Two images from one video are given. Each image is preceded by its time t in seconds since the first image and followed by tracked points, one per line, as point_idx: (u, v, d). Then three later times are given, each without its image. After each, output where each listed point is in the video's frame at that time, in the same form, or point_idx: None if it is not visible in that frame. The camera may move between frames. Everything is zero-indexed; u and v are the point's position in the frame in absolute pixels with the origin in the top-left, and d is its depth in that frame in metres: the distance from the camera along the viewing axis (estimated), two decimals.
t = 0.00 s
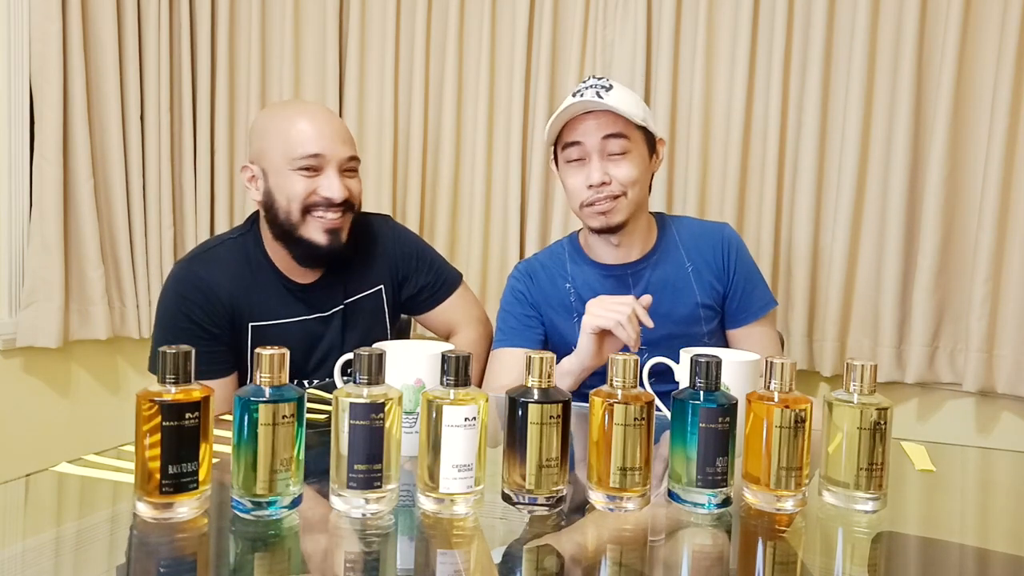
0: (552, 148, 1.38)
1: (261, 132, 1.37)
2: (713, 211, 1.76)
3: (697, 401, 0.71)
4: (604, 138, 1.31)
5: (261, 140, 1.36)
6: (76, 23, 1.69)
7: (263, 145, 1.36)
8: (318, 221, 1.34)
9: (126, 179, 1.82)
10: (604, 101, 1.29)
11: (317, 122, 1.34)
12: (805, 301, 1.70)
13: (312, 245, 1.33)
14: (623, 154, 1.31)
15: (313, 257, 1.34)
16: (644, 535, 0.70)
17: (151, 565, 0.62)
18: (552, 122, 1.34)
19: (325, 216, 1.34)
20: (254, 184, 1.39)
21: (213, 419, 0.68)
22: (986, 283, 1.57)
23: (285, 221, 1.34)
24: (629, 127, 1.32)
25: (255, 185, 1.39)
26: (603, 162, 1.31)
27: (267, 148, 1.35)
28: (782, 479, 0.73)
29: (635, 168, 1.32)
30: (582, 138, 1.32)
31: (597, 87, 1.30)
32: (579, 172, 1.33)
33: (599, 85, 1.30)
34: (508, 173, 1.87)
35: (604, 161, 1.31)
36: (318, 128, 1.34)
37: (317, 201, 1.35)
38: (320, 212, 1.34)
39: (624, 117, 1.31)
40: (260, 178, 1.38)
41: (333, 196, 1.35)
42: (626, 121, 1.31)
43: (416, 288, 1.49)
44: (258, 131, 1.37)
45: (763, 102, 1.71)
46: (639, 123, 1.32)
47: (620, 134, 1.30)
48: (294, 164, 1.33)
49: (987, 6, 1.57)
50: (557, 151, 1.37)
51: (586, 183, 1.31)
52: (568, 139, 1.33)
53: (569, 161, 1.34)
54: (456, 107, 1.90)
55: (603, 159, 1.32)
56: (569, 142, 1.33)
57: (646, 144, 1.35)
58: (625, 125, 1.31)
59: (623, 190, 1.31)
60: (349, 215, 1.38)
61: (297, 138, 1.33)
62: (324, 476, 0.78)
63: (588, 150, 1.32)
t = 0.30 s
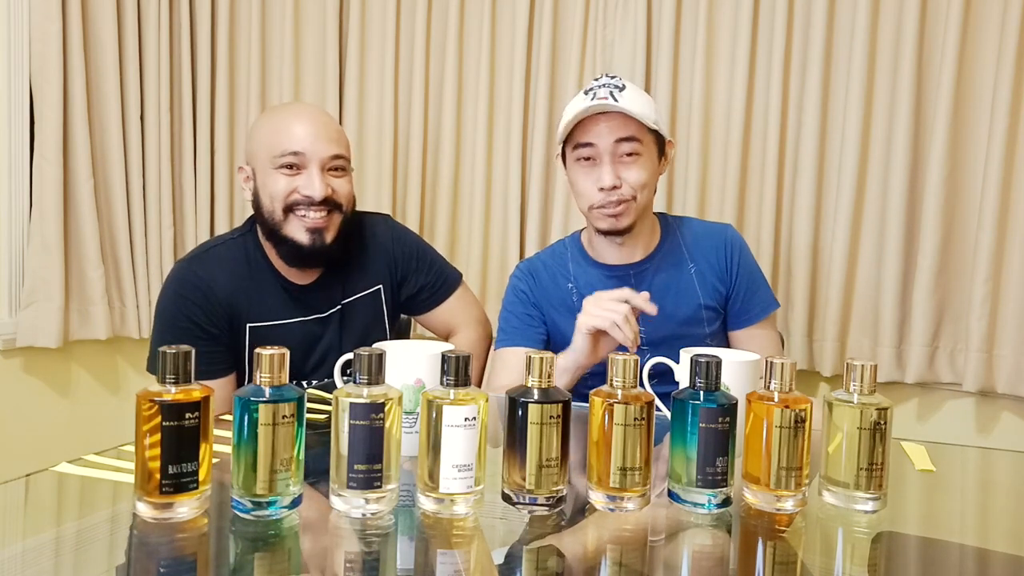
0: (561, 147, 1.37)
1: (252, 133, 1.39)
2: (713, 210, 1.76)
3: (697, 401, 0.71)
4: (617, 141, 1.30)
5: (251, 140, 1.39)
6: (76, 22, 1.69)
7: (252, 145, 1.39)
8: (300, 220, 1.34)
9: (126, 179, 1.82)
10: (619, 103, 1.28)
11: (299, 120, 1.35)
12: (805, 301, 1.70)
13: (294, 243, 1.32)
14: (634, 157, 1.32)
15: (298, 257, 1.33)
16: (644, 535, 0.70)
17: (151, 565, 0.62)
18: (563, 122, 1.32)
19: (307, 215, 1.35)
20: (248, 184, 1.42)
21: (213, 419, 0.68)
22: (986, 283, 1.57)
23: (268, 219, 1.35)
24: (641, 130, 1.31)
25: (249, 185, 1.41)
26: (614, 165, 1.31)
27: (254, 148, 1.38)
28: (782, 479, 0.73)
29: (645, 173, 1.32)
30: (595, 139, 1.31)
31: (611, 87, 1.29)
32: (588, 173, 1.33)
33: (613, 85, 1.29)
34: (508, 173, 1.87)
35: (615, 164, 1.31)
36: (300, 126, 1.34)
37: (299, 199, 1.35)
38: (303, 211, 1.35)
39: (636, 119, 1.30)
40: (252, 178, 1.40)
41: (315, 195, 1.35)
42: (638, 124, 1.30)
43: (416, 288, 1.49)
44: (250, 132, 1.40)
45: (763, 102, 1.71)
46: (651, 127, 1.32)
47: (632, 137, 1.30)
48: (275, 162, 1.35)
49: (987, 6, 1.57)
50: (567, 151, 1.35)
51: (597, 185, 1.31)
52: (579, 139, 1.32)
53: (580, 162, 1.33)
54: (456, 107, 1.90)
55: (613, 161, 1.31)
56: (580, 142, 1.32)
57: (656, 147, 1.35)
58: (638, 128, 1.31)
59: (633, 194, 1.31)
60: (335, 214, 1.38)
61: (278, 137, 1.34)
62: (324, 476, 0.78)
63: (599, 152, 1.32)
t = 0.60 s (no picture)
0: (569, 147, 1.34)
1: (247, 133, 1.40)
2: (713, 210, 1.76)
3: (697, 401, 0.71)
4: (631, 148, 1.29)
5: (246, 140, 1.40)
6: (76, 22, 1.69)
7: (247, 144, 1.39)
8: (293, 216, 1.34)
9: (126, 178, 1.82)
10: (635, 109, 1.27)
11: (291, 117, 1.35)
12: (805, 301, 1.70)
13: (286, 240, 1.31)
14: (647, 165, 1.30)
15: (292, 254, 1.32)
16: (644, 535, 0.70)
17: (151, 565, 0.62)
18: (576, 123, 1.30)
19: (300, 212, 1.35)
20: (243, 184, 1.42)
21: (213, 419, 0.68)
22: (986, 283, 1.57)
23: (261, 217, 1.35)
24: (655, 139, 1.30)
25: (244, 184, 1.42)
26: (626, 172, 1.30)
27: (249, 147, 1.38)
28: (782, 479, 0.73)
29: (654, 182, 1.31)
30: (608, 144, 1.29)
31: (627, 91, 1.29)
32: (599, 177, 1.31)
33: (629, 89, 1.29)
34: (508, 173, 1.87)
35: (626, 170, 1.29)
36: (293, 125, 1.34)
37: (291, 196, 1.35)
38: (295, 209, 1.35)
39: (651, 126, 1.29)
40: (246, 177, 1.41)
41: (307, 192, 1.35)
42: (653, 133, 1.30)
43: (412, 288, 1.49)
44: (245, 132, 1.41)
45: (763, 102, 1.71)
46: (664, 136, 1.31)
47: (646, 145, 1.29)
48: (268, 160, 1.35)
49: (987, 6, 1.57)
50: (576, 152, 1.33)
51: (608, 191, 1.30)
52: (592, 141, 1.30)
53: (590, 165, 1.31)
54: (456, 107, 1.90)
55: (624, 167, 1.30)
56: (593, 145, 1.30)
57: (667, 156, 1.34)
58: (653, 136, 1.30)
59: (642, 203, 1.29)
60: (327, 212, 1.37)
61: (271, 135, 1.35)
62: (324, 476, 0.78)
63: (611, 157, 1.30)
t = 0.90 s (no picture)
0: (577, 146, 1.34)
1: (243, 133, 1.40)
2: (713, 210, 1.76)
3: (697, 401, 0.71)
4: (641, 146, 1.29)
5: (242, 139, 1.40)
6: (76, 22, 1.69)
7: (242, 144, 1.39)
8: (288, 217, 1.34)
9: (126, 178, 1.82)
10: (645, 107, 1.27)
11: (286, 117, 1.35)
12: (805, 301, 1.70)
13: (280, 240, 1.31)
14: (656, 163, 1.31)
15: (287, 254, 1.31)
16: (644, 535, 0.70)
17: (151, 565, 0.62)
18: (586, 122, 1.30)
19: (295, 211, 1.35)
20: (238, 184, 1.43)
21: (213, 419, 0.68)
22: (986, 283, 1.57)
23: (256, 217, 1.35)
24: (664, 138, 1.31)
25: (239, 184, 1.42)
26: (636, 170, 1.30)
27: (245, 147, 1.39)
28: (782, 479, 0.73)
29: (664, 180, 1.31)
30: (619, 143, 1.29)
31: (636, 90, 1.29)
32: (608, 176, 1.31)
33: (637, 88, 1.30)
34: (508, 173, 1.87)
35: (637, 169, 1.29)
36: (288, 124, 1.34)
37: (286, 196, 1.35)
38: (290, 208, 1.35)
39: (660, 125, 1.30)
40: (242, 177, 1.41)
41: (301, 192, 1.35)
42: (662, 131, 1.30)
43: (410, 286, 1.49)
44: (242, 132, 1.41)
45: (763, 102, 1.71)
46: (672, 134, 1.31)
47: (655, 143, 1.30)
48: (263, 160, 1.35)
49: (987, 6, 1.57)
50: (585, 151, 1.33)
51: (618, 189, 1.29)
52: (602, 140, 1.30)
53: (599, 164, 1.31)
54: (456, 107, 1.90)
55: (633, 165, 1.30)
56: (603, 144, 1.30)
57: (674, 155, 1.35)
58: (661, 134, 1.30)
59: (653, 202, 1.29)
60: (322, 212, 1.37)
61: (266, 134, 1.35)
62: (323, 475, 0.78)
63: (622, 156, 1.30)
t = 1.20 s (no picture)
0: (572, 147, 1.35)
1: (241, 132, 1.40)
2: (713, 210, 1.76)
3: (697, 401, 0.71)
4: (628, 150, 1.29)
5: (240, 138, 1.40)
6: (76, 22, 1.69)
7: (241, 143, 1.39)
8: (286, 216, 1.35)
9: (126, 178, 1.82)
10: (633, 110, 1.26)
11: (284, 116, 1.35)
12: (805, 301, 1.70)
13: (278, 240, 1.31)
14: (645, 166, 1.30)
15: (285, 254, 1.31)
16: (644, 535, 0.70)
17: (151, 565, 0.62)
18: (576, 124, 1.30)
19: (294, 211, 1.35)
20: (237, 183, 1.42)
21: (213, 419, 0.68)
22: (986, 283, 1.57)
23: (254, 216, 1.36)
24: (655, 142, 1.30)
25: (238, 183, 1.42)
26: (624, 173, 1.30)
27: (243, 146, 1.38)
28: (782, 479, 0.73)
29: (652, 183, 1.30)
30: (606, 146, 1.29)
31: (627, 91, 1.28)
32: (598, 178, 1.31)
33: (629, 89, 1.29)
34: (508, 173, 1.87)
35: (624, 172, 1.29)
36: (285, 124, 1.34)
37: (284, 196, 1.36)
38: (288, 208, 1.35)
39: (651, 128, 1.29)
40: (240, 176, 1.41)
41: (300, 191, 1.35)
42: (652, 135, 1.29)
43: (409, 286, 1.49)
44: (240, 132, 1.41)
45: (763, 103, 1.71)
46: (663, 138, 1.30)
47: (644, 147, 1.29)
48: (261, 160, 1.35)
49: (987, 6, 1.57)
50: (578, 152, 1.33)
51: (604, 192, 1.30)
52: (591, 142, 1.30)
53: (588, 165, 1.32)
54: (456, 107, 1.90)
55: (622, 167, 1.30)
56: (592, 146, 1.30)
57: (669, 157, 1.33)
58: (652, 137, 1.29)
59: (640, 205, 1.29)
60: (320, 211, 1.37)
61: (264, 134, 1.35)
62: (323, 475, 0.78)
63: (610, 159, 1.30)
